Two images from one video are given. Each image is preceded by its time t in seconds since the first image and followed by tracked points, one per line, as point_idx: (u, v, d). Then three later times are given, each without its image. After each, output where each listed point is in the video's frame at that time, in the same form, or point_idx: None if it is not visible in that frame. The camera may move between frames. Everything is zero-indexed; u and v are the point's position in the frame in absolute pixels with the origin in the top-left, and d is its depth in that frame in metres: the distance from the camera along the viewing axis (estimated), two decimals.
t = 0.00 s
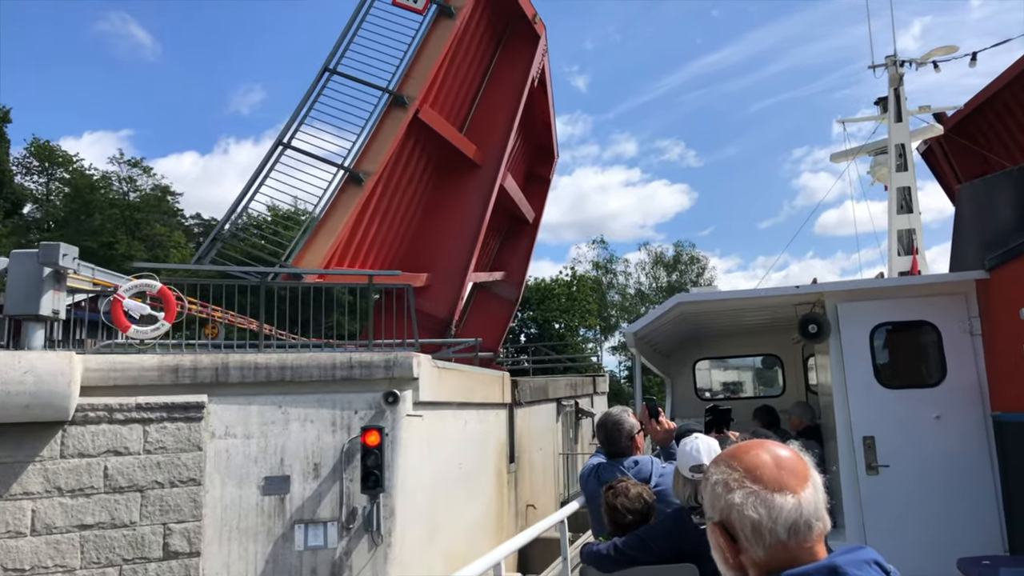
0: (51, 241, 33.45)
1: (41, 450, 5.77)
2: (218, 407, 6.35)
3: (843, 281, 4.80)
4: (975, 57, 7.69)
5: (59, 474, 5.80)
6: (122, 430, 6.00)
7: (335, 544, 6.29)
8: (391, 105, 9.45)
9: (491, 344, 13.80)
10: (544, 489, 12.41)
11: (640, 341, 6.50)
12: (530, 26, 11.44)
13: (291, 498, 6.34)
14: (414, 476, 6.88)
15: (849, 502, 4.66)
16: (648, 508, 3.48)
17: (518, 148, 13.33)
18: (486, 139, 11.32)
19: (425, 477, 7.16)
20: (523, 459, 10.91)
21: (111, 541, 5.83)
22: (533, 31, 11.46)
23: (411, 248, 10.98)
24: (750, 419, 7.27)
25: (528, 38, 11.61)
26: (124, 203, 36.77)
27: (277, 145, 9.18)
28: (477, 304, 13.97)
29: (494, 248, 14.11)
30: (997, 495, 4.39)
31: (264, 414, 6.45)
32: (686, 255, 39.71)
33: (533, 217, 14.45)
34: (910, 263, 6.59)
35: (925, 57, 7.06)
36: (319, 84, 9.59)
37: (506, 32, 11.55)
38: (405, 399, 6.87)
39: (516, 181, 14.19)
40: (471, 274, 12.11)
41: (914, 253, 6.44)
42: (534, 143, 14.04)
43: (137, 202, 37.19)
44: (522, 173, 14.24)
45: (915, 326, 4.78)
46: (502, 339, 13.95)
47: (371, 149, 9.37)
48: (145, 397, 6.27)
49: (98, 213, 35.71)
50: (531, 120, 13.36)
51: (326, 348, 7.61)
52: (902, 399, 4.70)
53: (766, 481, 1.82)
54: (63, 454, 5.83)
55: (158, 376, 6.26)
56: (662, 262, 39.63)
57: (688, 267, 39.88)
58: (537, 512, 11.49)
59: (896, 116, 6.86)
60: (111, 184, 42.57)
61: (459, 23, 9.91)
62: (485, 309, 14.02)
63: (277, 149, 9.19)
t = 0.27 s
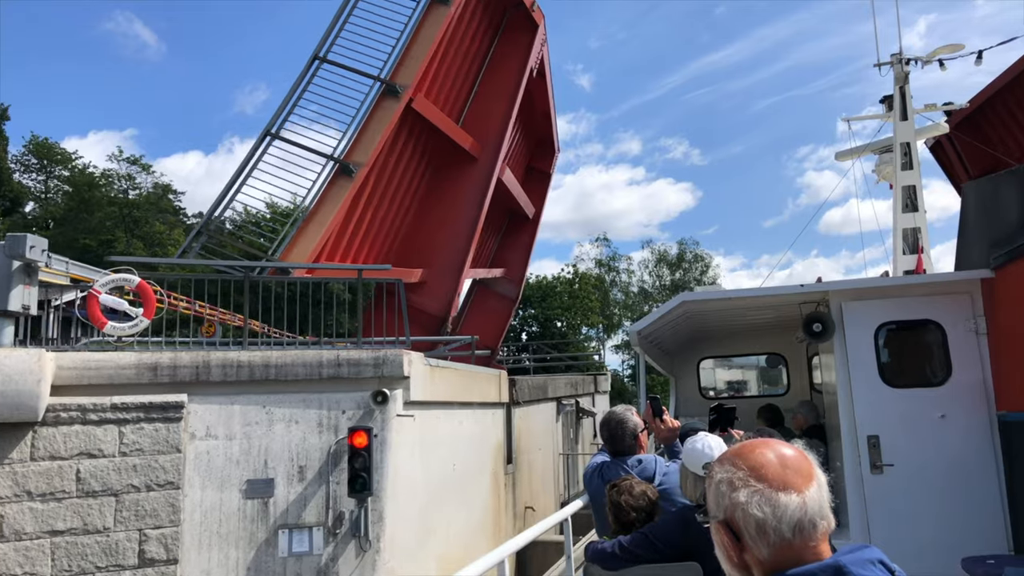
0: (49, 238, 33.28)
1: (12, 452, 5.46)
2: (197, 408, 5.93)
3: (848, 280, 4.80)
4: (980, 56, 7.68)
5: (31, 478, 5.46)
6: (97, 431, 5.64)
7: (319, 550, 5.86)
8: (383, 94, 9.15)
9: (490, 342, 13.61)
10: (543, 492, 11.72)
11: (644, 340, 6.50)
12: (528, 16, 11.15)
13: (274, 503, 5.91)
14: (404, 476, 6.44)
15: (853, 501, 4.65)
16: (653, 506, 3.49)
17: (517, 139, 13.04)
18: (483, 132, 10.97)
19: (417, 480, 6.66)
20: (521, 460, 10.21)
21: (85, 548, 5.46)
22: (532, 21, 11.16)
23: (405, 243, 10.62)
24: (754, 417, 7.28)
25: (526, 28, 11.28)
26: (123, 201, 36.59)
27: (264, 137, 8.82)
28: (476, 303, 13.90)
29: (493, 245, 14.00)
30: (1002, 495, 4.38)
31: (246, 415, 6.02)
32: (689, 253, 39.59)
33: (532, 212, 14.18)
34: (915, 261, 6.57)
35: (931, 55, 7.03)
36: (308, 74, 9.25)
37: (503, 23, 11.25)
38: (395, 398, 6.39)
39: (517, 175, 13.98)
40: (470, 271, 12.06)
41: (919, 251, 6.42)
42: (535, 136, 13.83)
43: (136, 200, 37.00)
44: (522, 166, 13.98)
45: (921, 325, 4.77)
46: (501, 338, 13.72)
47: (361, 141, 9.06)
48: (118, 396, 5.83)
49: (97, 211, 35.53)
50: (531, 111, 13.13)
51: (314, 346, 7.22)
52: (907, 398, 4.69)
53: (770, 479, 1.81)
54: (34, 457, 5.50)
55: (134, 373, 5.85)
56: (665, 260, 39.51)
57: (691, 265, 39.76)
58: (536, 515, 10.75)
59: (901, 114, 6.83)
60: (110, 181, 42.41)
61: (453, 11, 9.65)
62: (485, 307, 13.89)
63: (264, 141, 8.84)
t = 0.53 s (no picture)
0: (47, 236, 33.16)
1: None
2: (172, 408, 5.77)
3: (850, 280, 4.79)
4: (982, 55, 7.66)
5: None
6: (63, 433, 5.47)
7: (300, 557, 5.68)
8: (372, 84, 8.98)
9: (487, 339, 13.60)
10: (540, 495, 11.40)
11: (644, 340, 6.49)
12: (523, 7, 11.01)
13: (252, 507, 5.73)
14: (388, 479, 6.19)
15: (854, 501, 4.64)
16: (651, 505, 3.49)
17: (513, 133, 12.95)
18: (477, 125, 10.84)
19: (402, 482, 6.44)
20: (515, 462, 9.90)
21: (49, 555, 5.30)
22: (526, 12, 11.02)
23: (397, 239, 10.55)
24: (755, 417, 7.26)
25: (520, 19, 11.13)
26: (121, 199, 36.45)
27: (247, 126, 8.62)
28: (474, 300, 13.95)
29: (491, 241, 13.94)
30: (1002, 495, 4.38)
31: (222, 415, 5.85)
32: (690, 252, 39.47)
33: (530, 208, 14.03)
34: (917, 261, 6.55)
35: (933, 54, 7.00)
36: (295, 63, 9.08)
37: (497, 13, 11.10)
38: (382, 398, 6.19)
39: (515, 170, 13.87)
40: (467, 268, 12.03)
41: (921, 251, 6.40)
42: (532, 130, 13.76)
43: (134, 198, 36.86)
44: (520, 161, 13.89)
45: (922, 325, 4.76)
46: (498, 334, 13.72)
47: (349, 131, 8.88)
48: (89, 396, 5.71)
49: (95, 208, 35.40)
50: (528, 105, 13.08)
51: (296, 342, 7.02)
52: (908, 398, 4.68)
53: (767, 479, 1.82)
54: None
55: (106, 374, 5.73)
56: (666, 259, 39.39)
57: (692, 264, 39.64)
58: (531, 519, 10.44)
59: (903, 114, 6.80)
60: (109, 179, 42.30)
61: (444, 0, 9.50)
62: (482, 303, 13.98)
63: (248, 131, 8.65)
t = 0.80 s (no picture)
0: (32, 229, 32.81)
1: None
2: (131, 408, 5.46)
3: (843, 279, 4.80)
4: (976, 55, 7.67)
5: None
6: (15, 436, 5.15)
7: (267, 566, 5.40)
8: (352, 70, 8.83)
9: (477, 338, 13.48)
10: (527, 496, 11.21)
11: (637, 338, 6.47)
12: None
13: (219, 513, 5.44)
14: (364, 483, 5.89)
15: (845, 500, 4.65)
16: (642, 503, 3.50)
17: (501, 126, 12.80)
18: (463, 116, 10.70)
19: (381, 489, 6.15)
20: (501, 464, 9.71)
21: None
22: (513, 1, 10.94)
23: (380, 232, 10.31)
24: (748, 416, 7.26)
25: (507, 9, 11.03)
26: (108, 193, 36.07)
27: (222, 113, 8.48)
28: (462, 298, 13.90)
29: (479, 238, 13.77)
30: (993, 495, 4.39)
31: (185, 416, 5.54)
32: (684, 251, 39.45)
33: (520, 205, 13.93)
34: (910, 260, 6.55)
35: (927, 54, 6.99)
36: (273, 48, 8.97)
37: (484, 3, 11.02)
38: (356, 399, 5.90)
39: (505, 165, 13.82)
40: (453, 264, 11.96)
41: (914, 250, 6.40)
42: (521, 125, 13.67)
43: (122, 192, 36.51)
44: (508, 157, 13.76)
45: (913, 325, 4.77)
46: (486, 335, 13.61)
47: (326, 119, 8.73)
48: (42, 396, 5.35)
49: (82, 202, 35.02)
50: (516, 98, 13.00)
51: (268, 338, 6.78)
52: (899, 397, 4.69)
53: (753, 481, 1.82)
54: None
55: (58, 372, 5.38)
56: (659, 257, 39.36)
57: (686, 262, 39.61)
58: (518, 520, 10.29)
59: (897, 113, 6.79)
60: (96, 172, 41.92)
61: None
62: (472, 300, 13.91)
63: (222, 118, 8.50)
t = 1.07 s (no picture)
0: None
1: None
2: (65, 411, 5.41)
3: (816, 280, 4.84)
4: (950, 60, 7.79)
5: None
6: None
7: None
8: (314, 55, 8.61)
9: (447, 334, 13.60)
10: (497, 497, 11.26)
11: (612, 338, 6.49)
12: None
13: (159, 524, 5.38)
14: (319, 488, 5.85)
15: (815, 498, 4.70)
16: (614, 502, 3.53)
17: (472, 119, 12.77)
18: (431, 108, 10.67)
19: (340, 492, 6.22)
20: (470, 465, 9.77)
21: None
22: None
23: (346, 228, 10.40)
24: (721, 415, 7.33)
25: None
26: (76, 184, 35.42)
27: (174, 98, 8.25)
28: (435, 294, 13.95)
29: (452, 232, 13.82)
30: (959, 494, 4.47)
31: (125, 424, 5.47)
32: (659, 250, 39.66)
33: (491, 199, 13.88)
34: (882, 263, 6.64)
35: (899, 59, 7.06)
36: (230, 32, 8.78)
37: None
38: (309, 402, 5.83)
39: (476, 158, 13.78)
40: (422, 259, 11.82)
41: (886, 253, 6.48)
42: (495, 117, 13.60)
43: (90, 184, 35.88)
44: (481, 148, 13.73)
45: (884, 326, 4.83)
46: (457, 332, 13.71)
47: (285, 105, 8.53)
48: None
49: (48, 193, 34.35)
50: (490, 90, 12.94)
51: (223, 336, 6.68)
52: (868, 397, 4.75)
53: (719, 482, 1.85)
54: None
55: None
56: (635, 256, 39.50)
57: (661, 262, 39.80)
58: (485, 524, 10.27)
59: (871, 116, 6.85)
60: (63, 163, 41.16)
61: None
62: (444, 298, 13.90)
63: (174, 102, 8.25)
